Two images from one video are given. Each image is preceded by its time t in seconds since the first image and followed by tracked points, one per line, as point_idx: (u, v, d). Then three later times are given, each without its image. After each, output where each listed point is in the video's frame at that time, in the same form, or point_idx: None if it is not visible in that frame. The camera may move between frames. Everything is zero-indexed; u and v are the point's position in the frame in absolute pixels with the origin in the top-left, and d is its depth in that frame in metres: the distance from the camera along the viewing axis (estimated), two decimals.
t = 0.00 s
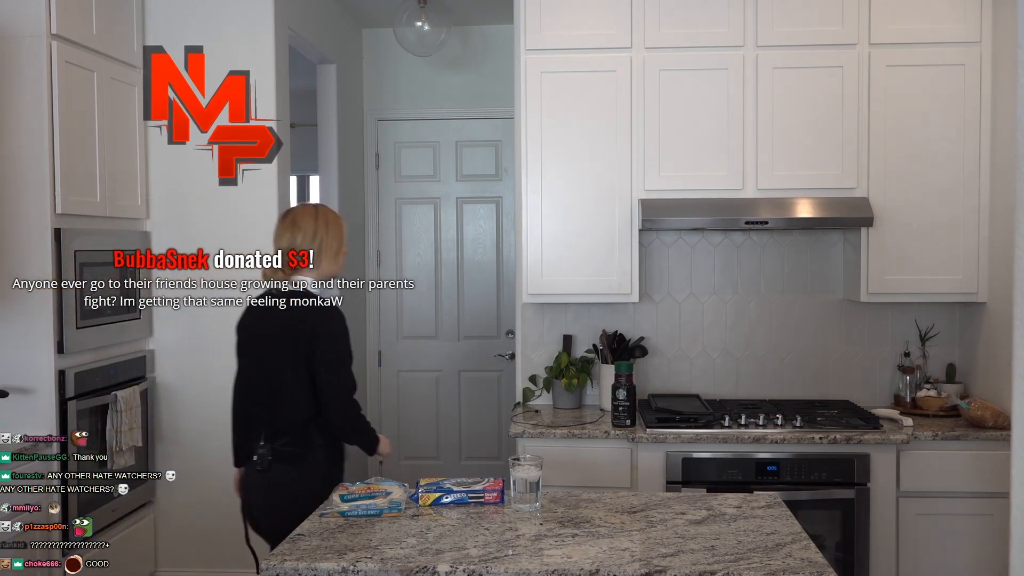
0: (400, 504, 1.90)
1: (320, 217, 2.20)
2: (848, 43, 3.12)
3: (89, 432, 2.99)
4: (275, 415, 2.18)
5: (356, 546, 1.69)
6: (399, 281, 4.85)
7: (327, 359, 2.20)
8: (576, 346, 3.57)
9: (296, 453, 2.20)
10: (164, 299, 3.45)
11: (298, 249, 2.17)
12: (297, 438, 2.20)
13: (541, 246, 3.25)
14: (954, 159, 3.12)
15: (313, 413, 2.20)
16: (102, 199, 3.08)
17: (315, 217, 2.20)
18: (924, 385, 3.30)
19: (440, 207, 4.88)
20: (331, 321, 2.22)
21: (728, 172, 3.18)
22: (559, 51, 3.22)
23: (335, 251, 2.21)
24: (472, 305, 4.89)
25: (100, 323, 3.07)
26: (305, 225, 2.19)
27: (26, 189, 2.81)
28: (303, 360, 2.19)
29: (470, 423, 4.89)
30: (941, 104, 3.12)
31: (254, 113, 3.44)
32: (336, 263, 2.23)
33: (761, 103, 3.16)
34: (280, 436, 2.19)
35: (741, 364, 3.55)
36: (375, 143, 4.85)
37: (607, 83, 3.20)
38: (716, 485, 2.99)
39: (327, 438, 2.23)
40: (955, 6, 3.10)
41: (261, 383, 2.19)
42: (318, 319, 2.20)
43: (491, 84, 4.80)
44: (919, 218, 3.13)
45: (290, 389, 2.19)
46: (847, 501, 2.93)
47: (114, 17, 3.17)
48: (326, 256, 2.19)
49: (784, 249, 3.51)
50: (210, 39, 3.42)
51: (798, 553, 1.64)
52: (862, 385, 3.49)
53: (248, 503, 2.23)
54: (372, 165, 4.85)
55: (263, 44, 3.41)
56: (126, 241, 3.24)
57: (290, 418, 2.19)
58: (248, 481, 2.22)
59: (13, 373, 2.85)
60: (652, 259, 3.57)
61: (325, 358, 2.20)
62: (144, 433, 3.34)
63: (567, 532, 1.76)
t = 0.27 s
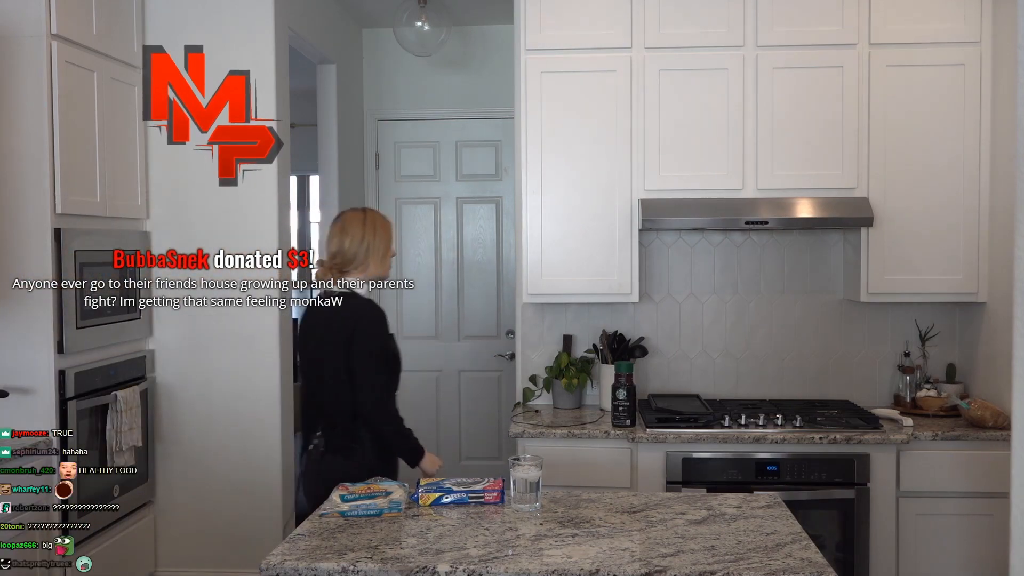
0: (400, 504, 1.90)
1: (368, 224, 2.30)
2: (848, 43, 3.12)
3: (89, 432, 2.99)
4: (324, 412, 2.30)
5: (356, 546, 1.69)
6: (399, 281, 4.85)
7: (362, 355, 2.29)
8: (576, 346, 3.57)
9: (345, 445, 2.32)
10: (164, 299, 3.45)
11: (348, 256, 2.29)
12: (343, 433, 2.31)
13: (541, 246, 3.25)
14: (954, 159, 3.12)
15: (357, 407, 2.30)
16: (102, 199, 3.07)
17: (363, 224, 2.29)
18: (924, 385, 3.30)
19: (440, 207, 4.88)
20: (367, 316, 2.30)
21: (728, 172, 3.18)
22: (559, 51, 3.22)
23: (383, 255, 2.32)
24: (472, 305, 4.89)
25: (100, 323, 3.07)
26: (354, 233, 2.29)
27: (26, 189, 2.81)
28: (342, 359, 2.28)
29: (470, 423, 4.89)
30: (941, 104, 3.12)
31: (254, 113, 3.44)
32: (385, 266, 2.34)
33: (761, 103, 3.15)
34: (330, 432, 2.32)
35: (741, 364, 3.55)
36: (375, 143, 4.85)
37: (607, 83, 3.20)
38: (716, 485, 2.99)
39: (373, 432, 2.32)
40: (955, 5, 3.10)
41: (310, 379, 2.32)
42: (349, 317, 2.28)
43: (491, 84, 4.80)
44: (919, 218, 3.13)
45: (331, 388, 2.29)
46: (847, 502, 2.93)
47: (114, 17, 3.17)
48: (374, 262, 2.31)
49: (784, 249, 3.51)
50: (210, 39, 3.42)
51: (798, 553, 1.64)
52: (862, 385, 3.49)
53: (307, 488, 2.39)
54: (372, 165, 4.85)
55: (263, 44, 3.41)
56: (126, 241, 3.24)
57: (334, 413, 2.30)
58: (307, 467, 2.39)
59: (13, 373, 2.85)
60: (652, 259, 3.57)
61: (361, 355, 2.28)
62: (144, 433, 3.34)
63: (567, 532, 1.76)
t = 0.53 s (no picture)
0: (400, 504, 1.89)
1: (419, 216, 2.27)
2: (848, 43, 3.13)
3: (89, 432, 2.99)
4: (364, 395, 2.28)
5: (356, 546, 1.69)
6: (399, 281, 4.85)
7: (400, 339, 2.24)
8: (576, 346, 3.57)
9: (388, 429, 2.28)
10: (164, 300, 3.45)
11: (399, 249, 2.27)
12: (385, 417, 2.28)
13: (541, 246, 3.25)
14: (955, 159, 3.12)
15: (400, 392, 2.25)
16: (102, 199, 3.07)
17: (413, 216, 2.27)
18: (924, 385, 3.30)
19: (440, 207, 4.88)
20: (407, 299, 2.27)
21: (728, 172, 3.18)
22: (559, 51, 3.22)
23: (436, 247, 2.29)
24: (472, 305, 4.89)
25: (100, 323, 3.07)
26: (404, 226, 2.27)
27: (26, 189, 2.81)
28: (379, 343, 2.25)
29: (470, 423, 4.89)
30: (941, 104, 3.12)
31: (254, 113, 3.43)
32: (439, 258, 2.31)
33: (761, 102, 3.16)
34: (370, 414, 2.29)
35: (741, 364, 3.55)
36: (375, 143, 4.85)
37: (607, 83, 3.20)
38: (715, 485, 2.99)
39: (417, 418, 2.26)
40: (955, 6, 3.10)
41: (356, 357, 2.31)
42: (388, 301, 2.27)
43: (491, 84, 4.80)
44: (919, 218, 3.13)
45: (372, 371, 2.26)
46: (847, 502, 2.93)
47: (114, 17, 3.17)
48: (427, 255, 2.28)
49: (784, 249, 3.51)
50: (210, 39, 3.42)
51: (798, 553, 1.64)
52: (862, 385, 3.49)
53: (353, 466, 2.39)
54: (372, 165, 4.85)
55: (263, 44, 3.41)
56: (126, 241, 3.24)
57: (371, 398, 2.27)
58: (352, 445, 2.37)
59: (13, 373, 2.85)
60: (652, 259, 3.57)
61: (399, 339, 2.24)
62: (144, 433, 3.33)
63: (567, 532, 1.76)
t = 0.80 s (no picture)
0: (400, 504, 1.89)
1: (469, 220, 2.36)
2: (848, 43, 3.12)
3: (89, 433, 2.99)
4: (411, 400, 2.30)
5: (356, 546, 1.69)
6: (399, 281, 4.85)
7: (445, 342, 2.29)
8: (576, 346, 3.57)
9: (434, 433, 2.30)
10: (164, 299, 3.45)
11: (449, 253, 2.37)
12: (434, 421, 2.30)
13: (540, 246, 3.25)
14: (955, 159, 3.12)
15: (446, 396, 2.28)
16: (102, 198, 3.07)
17: (462, 220, 2.36)
18: (925, 385, 3.30)
19: (440, 207, 4.88)
20: (455, 301, 2.33)
21: (728, 172, 3.18)
22: (559, 51, 3.22)
23: (484, 252, 2.37)
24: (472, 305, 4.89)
25: (100, 323, 3.07)
26: (454, 229, 2.37)
27: (26, 189, 2.81)
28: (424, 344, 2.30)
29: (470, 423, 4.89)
30: (941, 104, 3.12)
31: (255, 113, 3.44)
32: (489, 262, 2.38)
33: (761, 102, 3.16)
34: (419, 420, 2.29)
35: (742, 364, 3.55)
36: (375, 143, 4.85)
37: (607, 83, 3.20)
38: (715, 484, 2.99)
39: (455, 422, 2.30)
40: (955, 5, 3.10)
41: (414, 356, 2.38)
42: (435, 304, 2.33)
43: (491, 84, 4.80)
44: (919, 218, 3.13)
45: (419, 375, 2.29)
46: (846, 501, 2.93)
47: (114, 16, 3.17)
48: (476, 258, 2.36)
49: (784, 248, 3.51)
50: (210, 39, 3.42)
51: (798, 553, 1.64)
52: (862, 385, 3.49)
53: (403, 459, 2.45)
54: (372, 165, 4.85)
55: (263, 44, 3.41)
56: (126, 241, 3.24)
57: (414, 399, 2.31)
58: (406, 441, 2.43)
59: (13, 373, 2.85)
60: (652, 259, 3.57)
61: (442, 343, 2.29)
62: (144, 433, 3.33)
63: (567, 532, 1.76)
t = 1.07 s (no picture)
0: (400, 504, 1.89)
1: (518, 216, 2.42)
2: (847, 43, 3.12)
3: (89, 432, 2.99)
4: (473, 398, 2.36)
5: (356, 546, 1.69)
6: (399, 280, 4.85)
7: (501, 341, 2.33)
8: (576, 346, 3.57)
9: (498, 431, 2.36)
10: (164, 300, 3.45)
11: (502, 250, 2.42)
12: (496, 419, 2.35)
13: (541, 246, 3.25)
14: (955, 159, 3.12)
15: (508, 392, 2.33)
16: (102, 198, 3.07)
17: (511, 217, 2.42)
18: (924, 385, 3.30)
19: (440, 207, 4.88)
20: (510, 299, 2.37)
21: (728, 172, 3.18)
22: (559, 51, 3.22)
23: (534, 249, 2.41)
24: (472, 305, 4.89)
25: (100, 323, 3.07)
26: (505, 227, 2.42)
27: (26, 189, 2.81)
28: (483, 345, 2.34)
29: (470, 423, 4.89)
30: (941, 104, 3.12)
31: (255, 113, 3.44)
32: (541, 259, 2.42)
33: (761, 102, 3.16)
34: (481, 418, 2.35)
35: (742, 364, 3.55)
36: (375, 143, 4.85)
37: (606, 83, 3.20)
38: (716, 484, 2.99)
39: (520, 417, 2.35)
40: (955, 5, 3.10)
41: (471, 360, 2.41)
42: (493, 302, 2.38)
43: (490, 84, 4.80)
44: (919, 218, 3.13)
45: (480, 373, 2.35)
46: (846, 501, 2.93)
47: (114, 16, 3.17)
48: (526, 255, 2.41)
49: (784, 248, 3.51)
50: (210, 39, 3.42)
51: (798, 553, 1.64)
52: (862, 385, 3.49)
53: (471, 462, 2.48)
54: (372, 165, 4.85)
55: (263, 44, 3.41)
56: (126, 241, 3.24)
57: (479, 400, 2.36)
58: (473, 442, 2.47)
59: (13, 373, 2.85)
60: (652, 259, 3.57)
61: (500, 343, 2.33)
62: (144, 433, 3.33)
63: (567, 532, 1.76)
